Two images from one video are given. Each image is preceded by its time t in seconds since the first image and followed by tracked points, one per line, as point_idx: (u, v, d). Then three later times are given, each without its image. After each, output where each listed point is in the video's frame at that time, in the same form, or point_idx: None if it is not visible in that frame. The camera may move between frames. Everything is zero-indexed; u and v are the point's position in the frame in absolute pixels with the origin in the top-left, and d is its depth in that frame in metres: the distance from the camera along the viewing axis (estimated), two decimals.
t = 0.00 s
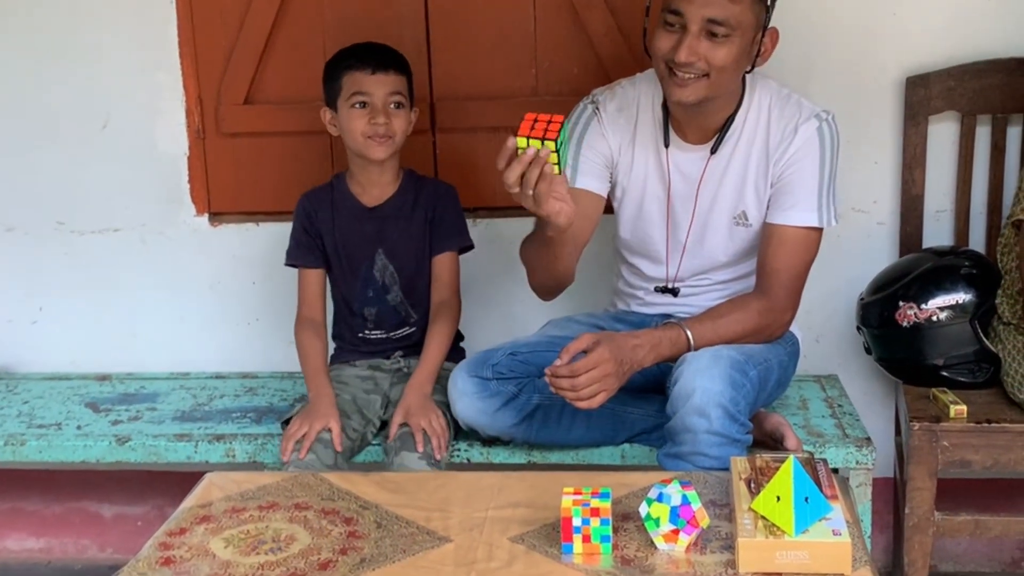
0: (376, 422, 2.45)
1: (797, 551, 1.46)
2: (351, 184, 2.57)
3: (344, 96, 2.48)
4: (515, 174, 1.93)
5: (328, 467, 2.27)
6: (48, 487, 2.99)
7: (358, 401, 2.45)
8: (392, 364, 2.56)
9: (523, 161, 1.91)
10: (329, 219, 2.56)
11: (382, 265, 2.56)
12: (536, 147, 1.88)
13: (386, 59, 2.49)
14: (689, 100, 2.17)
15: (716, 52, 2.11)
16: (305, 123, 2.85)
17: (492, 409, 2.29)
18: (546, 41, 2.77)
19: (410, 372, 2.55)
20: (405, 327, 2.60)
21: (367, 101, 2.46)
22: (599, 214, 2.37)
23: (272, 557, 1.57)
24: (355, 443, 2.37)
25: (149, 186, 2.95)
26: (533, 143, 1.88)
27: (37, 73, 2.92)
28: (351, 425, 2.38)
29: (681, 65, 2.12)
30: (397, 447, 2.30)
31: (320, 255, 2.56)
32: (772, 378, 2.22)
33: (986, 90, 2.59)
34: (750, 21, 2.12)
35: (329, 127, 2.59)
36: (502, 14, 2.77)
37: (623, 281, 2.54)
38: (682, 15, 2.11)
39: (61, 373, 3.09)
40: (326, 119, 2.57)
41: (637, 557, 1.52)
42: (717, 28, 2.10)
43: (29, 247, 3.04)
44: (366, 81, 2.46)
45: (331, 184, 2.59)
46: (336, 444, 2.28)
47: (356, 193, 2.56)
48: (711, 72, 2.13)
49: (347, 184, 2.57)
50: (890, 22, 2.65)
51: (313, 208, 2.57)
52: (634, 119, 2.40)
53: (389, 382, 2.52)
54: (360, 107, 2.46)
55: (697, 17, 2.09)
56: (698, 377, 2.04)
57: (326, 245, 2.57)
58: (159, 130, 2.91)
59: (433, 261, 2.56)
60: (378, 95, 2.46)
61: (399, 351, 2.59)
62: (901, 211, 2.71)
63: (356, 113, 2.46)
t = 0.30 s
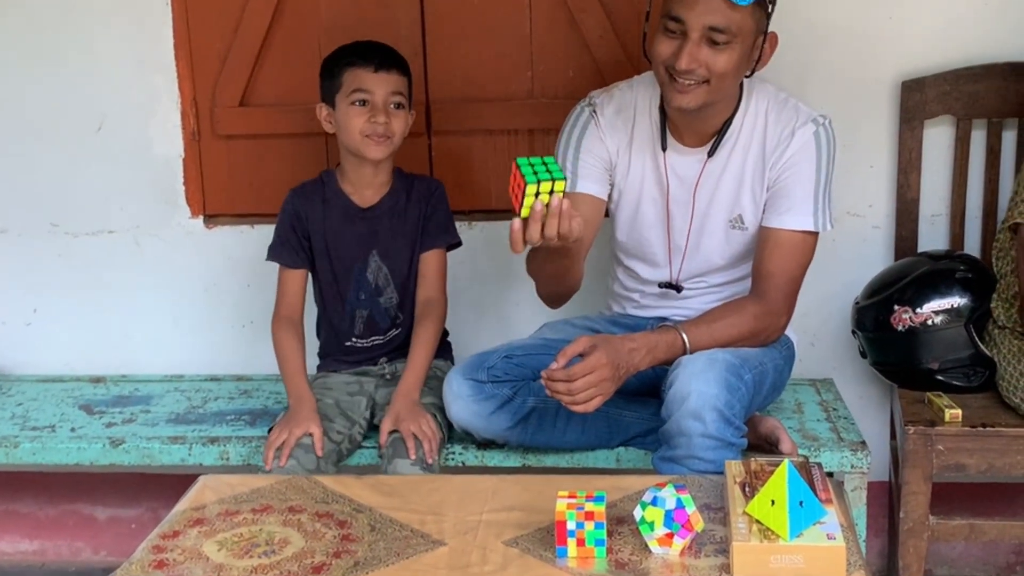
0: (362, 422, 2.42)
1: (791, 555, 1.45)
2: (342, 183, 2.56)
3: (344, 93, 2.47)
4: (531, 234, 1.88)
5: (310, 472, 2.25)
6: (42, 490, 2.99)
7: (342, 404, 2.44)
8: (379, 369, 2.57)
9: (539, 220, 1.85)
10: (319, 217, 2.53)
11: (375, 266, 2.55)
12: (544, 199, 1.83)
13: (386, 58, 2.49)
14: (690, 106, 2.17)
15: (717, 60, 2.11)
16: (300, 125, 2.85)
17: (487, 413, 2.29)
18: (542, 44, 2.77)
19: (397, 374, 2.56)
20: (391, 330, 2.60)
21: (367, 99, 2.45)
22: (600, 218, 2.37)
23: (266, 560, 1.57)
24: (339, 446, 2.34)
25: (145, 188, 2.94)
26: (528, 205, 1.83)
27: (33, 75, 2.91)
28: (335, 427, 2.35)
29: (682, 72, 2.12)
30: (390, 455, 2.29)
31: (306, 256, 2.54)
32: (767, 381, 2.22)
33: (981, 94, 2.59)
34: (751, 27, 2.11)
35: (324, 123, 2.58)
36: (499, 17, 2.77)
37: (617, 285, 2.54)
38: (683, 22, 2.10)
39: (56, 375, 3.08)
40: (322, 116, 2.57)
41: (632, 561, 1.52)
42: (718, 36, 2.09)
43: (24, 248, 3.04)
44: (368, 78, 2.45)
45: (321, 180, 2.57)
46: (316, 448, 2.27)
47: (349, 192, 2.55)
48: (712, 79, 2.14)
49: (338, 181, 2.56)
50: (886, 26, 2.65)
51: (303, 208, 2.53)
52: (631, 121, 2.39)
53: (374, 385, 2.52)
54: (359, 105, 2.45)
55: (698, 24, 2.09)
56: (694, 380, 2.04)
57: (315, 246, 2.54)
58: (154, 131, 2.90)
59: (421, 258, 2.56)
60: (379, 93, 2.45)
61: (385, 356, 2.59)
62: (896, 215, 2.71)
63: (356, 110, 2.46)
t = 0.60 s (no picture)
0: (364, 426, 2.43)
1: (785, 557, 1.45)
2: (351, 185, 2.54)
3: (351, 99, 2.45)
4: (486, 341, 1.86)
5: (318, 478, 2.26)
6: (36, 490, 2.98)
7: (348, 407, 2.44)
8: (386, 370, 2.57)
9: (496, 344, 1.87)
10: (329, 217, 2.52)
11: (387, 268, 2.55)
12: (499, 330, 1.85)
13: (394, 61, 2.46)
14: (695, 120, 2.17)
15: (724, 77, 2.10)
16: (296, 126, 2.84)
17: (482, 414, 2.28)
18: (538, 45, 2.77)
19: (403, 378, 2.57)
20: (401, 333, 2.59)
21: (375, 104, 2.43)
22: (588, 221, 2.36)
23: (260, 561, 1.56)
24: (345, 450, 2.35)
25: (140, 188, 2.94)
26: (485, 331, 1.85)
27: (28, 74, 2.91)
28: (341, 431, 2.35)
29: (690, 92, 2.11)
30: (397, 454, 2.27)
31: (315, 258, 2.53)
32: (763, 383, 2.22)
33: (977, 96, 2.59)
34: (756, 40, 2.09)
35: (330, 127, 2.57)
36: (495, 18, 2.77)
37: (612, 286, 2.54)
38: (688, 44, 2.07)
39: (50, 376, 3.07)
40: (329, 120, 2.56)
41: (626, 561, 1.52)
42: (727, 57, 2.07)
43: (19, 249, 3.03)
44: (375, 83, 2.42)
45: (330, 180, 2.55)
46: (324, 453, 2.26)
47: (357, 194, 2.53)
48: (719, 95, 2.13)
49: (347, 185, 2.53)
50: (881, 28, 2.66)
51: (312, 210, 2.52)
52: (628, 122, 2.38)
53: (380, 388, 2.52)
54: (367, 111, 2.43)
55: (704, 46, 2.06)
56: (691, 382, 2.04)
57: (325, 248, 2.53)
58: (150, 131, 2.89)
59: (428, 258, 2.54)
60: (386, 97, 2.43)
61: (392, 359, 2.60)
62: (892, 216, 2.71)
63: (363, 116, 2.43)
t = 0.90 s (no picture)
0: (364, 426, 2.44)
1: (782, 555, 1.45)
2: (369, 188, 2.54)
3: (364, 103, 2.44)
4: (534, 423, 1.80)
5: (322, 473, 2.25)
6: (32, 489, 2.97)
7: (350, 404, 2.45)
8: (385, 369, 2.55)
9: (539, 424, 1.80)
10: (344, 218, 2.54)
11: (400, 270, 2.54)
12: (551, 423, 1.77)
13: (408, 65, 2.44)
14: (711, 124, 2.17)
15: (742, 82, 2.09)
16: (292, 124, 2.84)
17: (478, 412, 2.28)
18: (535, 42, 2.76)
19: (402, 379, 2.54)
20: (409, 334, 2.58)
21: (388, 111, 2.42)
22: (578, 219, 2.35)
23: (255, 560, 1.56)
24: (344, 448, 2.37)
25: (136, 186, 2.93)
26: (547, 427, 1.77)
27: (23, 72, 2.90)
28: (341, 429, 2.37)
29: (711, 99, 2.10)
30: (389, 455, 2.26)
31: (333, 260, 2.54)
32: (760, 382, 2.22)
33: (974, 94, 2.59)
34: (773, 39, 2.07)
35: (346, 130, 2.56)
36: (492, 15, 2.76)
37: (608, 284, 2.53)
38: (709, 51, 2.05)
39: (45, 375, 3.07)
40: (345, 123, 2.54)
41: (623, 560, 1.52)
42: (745, 62, 2.06)
43: (14, 247, 3.02)
44: (387, 89, 2.41)
45: (348, 184, 2.56)
46: (327, 450, 2.27)
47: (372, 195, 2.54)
48: (735, 99, 2.12)
49: (365, 186, 2.54)
50: (877, 26, 2.66)
51: (330, 211, 2.54)
52: (627, 120, 2.37)
53: (380, 387, 2.51)
54: (380, 118, 2.42)
55: (725, 53, 2.04)
56: (688, 380, 2.04)
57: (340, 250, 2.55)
58: (145, 129, 2.89)
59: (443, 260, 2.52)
60: (399, 103, 2.42)
61: (394, 359, 2.58)
62: (889, 215, 2.71)
63: (377, 122, 2.43)
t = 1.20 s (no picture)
0: (366, 419, 2.46)
1: (780, 551, 1.45)
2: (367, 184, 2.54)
3: (361, 101, 2.43)
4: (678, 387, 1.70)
5: (327, 463, 2.25)
6: (30, 487, 2.97)
7: (356, 394, 2.46)
8: (385, 361, 2.55)
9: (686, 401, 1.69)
10: (342, 217, 2.55)
11: (395, 264, 2.53)
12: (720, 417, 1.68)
13: (406, 64, 2.42)
14: (726, 121, 2.12)
15: (758, 77, 2.04)
16: (289, 121, 2.83)
17: (476, 409, 2.28)
18: (532, 38, 2.76)
19: (402, 372, 2.54)
20: (408, 327, 2.58)
21: (384, 110, 2.40)
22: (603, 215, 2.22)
23: (253, 557, 1.56)
24: (351, 436, 2.37)
25: (132, 183, 2.93)
26: (718, 390, 1.68)
27: (18, 69, 2.89)
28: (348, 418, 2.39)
29: (728, 95, 2.05)
30: (384, 455, 2.25)
31: (334, 255, 2.57)
32: (761, 378, 2.21)
33: (971, 89, 2.59)
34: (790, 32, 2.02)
35: (344, 125, 2.55)
36: (489, 11, 2.75)
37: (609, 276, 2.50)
38: (726, 47, 2.00)
39: (42, 372, 3.06)
40: (342, 117, 2.53)
41: (621, 556, 1.51)
42: (761, 56, 2.01)
43: (11, 245, 3.02)
44: (386, 88, 2.39)
45: (349, 179, 2.58)
46: (333, 439, 2.28)
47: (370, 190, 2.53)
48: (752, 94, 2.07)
49: (364, 182, 2.55)
50: (875, 21, 2.65)
51: (332, 208, 2.55)
52: (642, 114, 2.29)
53: (381, 379, 2.53)
54: (377, 116, 2.41)
55: (742, 48, 1.99)
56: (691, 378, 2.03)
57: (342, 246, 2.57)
58: (141, 126, 2.88)
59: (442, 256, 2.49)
60: (396, 103, 2.40)
61: (396, 350, 2.57)
62: (887, 210, 2.71)
63: (372, 121, 2.41)
